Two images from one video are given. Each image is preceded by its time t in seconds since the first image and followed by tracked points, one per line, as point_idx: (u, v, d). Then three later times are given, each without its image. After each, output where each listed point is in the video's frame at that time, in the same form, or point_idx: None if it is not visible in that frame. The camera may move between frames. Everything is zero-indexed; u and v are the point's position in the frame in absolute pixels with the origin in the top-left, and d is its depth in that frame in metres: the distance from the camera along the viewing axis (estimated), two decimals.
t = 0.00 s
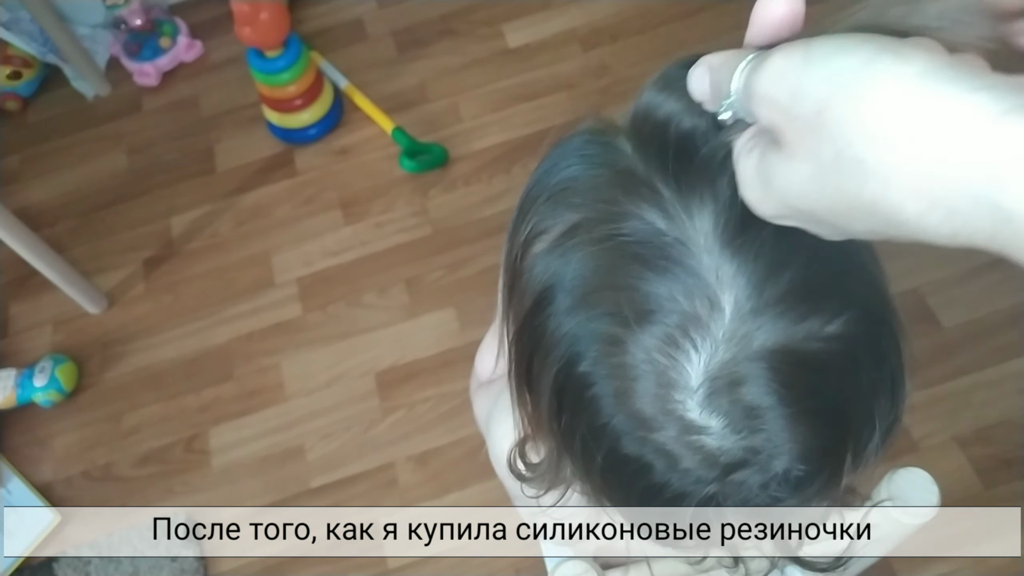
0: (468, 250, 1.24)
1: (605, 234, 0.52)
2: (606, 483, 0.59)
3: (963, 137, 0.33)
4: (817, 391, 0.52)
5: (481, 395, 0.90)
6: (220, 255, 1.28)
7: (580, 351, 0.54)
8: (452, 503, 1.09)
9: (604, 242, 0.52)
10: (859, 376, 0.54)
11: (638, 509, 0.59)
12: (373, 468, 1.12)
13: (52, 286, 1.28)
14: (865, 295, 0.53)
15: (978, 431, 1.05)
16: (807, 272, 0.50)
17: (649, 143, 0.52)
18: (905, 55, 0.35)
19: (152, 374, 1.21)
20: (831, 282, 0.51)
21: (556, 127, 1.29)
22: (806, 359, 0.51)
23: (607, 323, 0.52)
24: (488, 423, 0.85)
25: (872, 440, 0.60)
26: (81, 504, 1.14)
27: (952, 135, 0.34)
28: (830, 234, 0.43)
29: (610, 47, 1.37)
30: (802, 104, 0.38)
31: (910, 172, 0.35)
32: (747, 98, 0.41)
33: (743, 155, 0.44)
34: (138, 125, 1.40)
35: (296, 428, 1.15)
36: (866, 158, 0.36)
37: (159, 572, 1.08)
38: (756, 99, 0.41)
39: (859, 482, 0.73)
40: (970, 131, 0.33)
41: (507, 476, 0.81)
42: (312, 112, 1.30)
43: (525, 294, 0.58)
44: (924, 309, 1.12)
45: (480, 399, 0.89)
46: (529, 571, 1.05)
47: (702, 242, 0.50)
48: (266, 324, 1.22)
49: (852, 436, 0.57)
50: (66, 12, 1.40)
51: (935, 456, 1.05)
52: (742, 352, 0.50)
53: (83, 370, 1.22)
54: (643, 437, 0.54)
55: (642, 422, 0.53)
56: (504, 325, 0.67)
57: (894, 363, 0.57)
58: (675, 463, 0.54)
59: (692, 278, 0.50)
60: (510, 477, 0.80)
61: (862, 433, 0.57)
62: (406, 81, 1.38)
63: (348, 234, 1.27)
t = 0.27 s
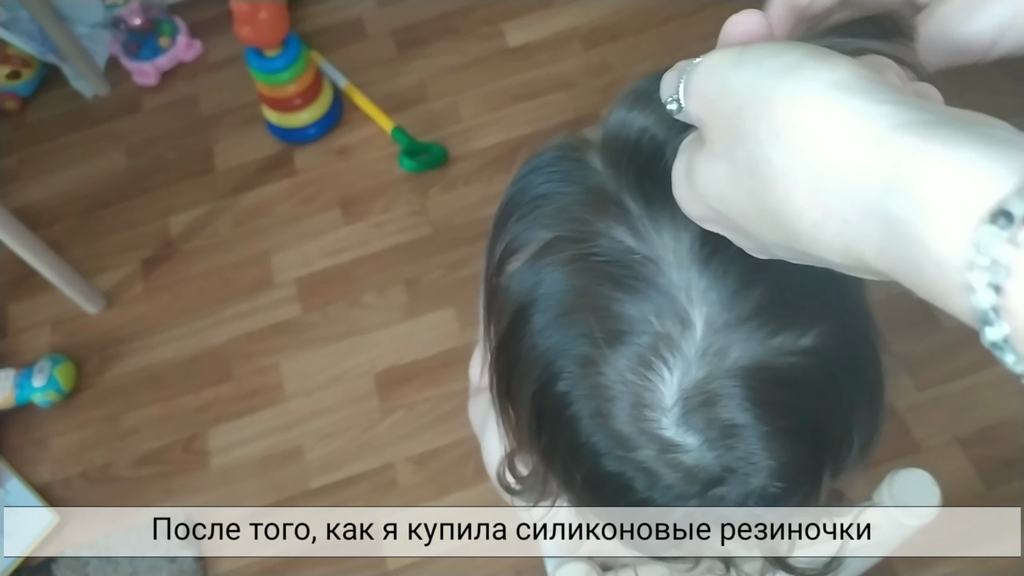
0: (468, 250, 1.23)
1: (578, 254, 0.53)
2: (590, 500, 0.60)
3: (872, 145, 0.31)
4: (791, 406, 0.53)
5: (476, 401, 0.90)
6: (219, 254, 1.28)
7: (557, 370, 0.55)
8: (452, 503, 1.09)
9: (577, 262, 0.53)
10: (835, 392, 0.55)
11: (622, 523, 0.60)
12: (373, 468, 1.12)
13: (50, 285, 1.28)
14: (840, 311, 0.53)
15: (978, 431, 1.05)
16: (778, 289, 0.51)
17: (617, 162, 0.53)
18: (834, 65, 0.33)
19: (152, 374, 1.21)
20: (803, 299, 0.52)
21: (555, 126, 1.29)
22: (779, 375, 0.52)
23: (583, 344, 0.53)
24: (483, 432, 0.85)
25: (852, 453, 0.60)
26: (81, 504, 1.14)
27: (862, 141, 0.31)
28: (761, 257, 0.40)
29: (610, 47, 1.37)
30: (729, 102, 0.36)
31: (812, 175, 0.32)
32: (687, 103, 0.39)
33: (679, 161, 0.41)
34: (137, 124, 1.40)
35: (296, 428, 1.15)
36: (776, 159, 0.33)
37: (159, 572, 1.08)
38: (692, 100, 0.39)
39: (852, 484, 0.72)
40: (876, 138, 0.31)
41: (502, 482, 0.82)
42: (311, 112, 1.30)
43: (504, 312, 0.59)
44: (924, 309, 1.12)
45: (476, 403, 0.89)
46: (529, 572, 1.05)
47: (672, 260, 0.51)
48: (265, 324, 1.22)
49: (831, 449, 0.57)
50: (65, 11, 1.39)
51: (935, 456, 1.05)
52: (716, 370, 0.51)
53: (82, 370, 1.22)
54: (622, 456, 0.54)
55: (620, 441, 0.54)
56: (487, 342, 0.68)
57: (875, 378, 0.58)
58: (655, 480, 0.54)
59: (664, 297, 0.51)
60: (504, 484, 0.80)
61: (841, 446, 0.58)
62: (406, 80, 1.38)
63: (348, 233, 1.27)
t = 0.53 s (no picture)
0: (468, 250, 1.23)
1: (565, 263, 0.53)
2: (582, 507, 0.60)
3: (855, 147, 0.31)
4: (778, 412, 0.53)
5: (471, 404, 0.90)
6: (220, 255, 1.28)
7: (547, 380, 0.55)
8: (452, 504, 1.09)
9: (564, 273, 0.53)
10: (822, 396, 0.55)
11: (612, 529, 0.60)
12: (373, 468, 1.12)
13: (51, 286, 1.28)
14: (824, 315, 0.54)
15: (978, 432, 1.05)
16: (762, 295, 0.51)
17: (603, 171, 0.53)
18: (821, 68, 0.33)
19: (152, 374, 1.21)
20: (787, 304, 0.52)
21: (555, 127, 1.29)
22: (766, 382, 0.52)
23: (571, 353, 0.53)
24: (476, 436, 0.85)
25: (840, 457, 0.60)
26: (81, 504, 1.14)
27: (846, 143, 0.31)
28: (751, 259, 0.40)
29: (610, 47, 1.37)
30: (717, 107, 0.36)
31: (796, 178, 0.32)
32: (677, 106, 0.40)
33: (671, 163, 0.42)
34: (138, 125, 1.40)
35: (296, 428, 1.15)
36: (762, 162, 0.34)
37: (159, 572, 1.08)
38: (682, 103, 0.39)
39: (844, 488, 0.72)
40: (859, 140, 0.31)
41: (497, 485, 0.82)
42: (312, 112, 1.30)
43: (493, 322, 0.58)
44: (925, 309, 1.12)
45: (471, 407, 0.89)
46: (529, 572, 1.05)
47: (659, 269, 0.51)
48: (265, 325, 1.22)
49: (818, 454, 0.57)
50: (66, 12, 1.40)
51: (935, 456, 1.04)
52: (703, 378, 0.51)
53: (83, 370, 1.22)
54: (613, 464, 0.54)
55: (610, 449, 0.54)
56: (477, 350, 0.68)
57: (861, 380, 0.58)
58: (646, 487, 0.54)
59: (650, 307, 0.51)
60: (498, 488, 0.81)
61: (829, 450, 0.58)
62: (406, 81, 1.38)
63: (348, 234, 1.27)
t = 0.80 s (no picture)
0: (468, 250, 1.23)
1: (571, 249, 0.53)
2: (581, 496, 0.60)
3: (865, 145, 0.31)
4: (781, 403, 0.53)
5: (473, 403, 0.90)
6: (220, 255, 1.28)
7: (549, 366, 0.55)
8: (452, 504, 1.09)
9: (569, 258, 0.53)
10: (826, 389, 0.55)
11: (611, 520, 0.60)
12: (373, 468, 1.12)
13: (51, 286, 1.28)
14: (830, 308, 0.54)
15: (978, 431, 1.05)
16: (768, 285, 0.51)
17: (614, 159, 0.54)
18: (837, 65, 0.33)
19: (152, 374, 1.21)
20: (794, 295, 0.52)
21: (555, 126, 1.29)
22: (770, 372, 0.52)
23: (574, 339, 0.53)
24: (478, 434, 0.85)
25: (842, 453, 0.60)
26: (81, 504, 1.14)
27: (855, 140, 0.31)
28: (753, 257, 0.40)
29: (610, 47, 1.37)
30: (732, 100, 0.36)
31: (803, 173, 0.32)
32: (692, 98, 0.40)
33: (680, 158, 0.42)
34: (138, 125, 1.40)
35: (296, 428, 1.15)
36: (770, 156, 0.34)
37: (159, 572, 1.08)
38: (697, 94, 0.39)
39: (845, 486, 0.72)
40: (869, 138, 0.31)
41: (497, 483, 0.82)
42: (312, 112, 1.30)
43: (496, 307, 0.58)
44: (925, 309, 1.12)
45: (473, 405, 0.89)
46: (529, 572, 1.05)
47: (664, 257, 0.51)
48: (265, 324, 1.22)
49: (821, 449, 0.57)
50: (66, 11, 1.40)
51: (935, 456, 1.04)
52: (706, 365, 0.51)
53: (83, 370, 1.22)
54: (614, 451, 0.54)
55: (611, 436, 0.54)
56: (479, 341, 0.68)
57: (864, 376, 0.58)
58: (647, 475, 0.54)
59: (655, 293, 0.51)
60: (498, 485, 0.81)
61: (832, 444, 0.58)
62: (406, 81, 1.38)
63: (348, 234, 1.27)
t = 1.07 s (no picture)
0: (468, 250, 1.23)
1: (587, 242, 0.53)
2: (590, 491, 0.59)
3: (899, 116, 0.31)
4: (796, 401, 0.53)
5: (477, 401, 0.90)
6: (220, 255, 1.28)
7: (563, 359, 0.55)
8: (452, 504, 1.09)
9: (586, 251, 0.53)
10: (841, 388, 0.55)
11: (620, 516, 0.60)
12: (373, 468, 1.12)
13: (51, 286, 1.28)
14: (847, 306, 0.54)
15: (978, 431, 1.05)
16: (786, 282, 0.51)
17: (634, 154, 0.54)
18: (882, 42, 0.34)
19: (152, 374, 1.21)
20: (812, 293, 0.52)
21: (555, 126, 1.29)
22: (786, 369, 0.52)
23: (590, 332, 0.53)
24: (483, 428, 0.85)
25: (853, 452, 0.60)
26: (81, 504, 1.14)
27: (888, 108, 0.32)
28: (778, 239, 0.41)
29: (610, 47, 1.37)
30: (776, 75, 0.37)
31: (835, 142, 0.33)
32: (737, 84, 0.40)
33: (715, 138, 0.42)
34: (138, 125, 1.40)
35: (296, 428, 1.15)
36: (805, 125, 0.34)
37: (159, 572, 1.08)
38: (742, 77, 0.40)
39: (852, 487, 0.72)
40: (907, 103, 0.31)
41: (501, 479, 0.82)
42: (312, 112, 1.30)
43: (509, 300, 0.58)
44: (924, 309, 1.12)
45: (477, 403, 0.89)
46: (529, 571, 1.05)
47: (682, 252, 0.51)
48: (265, 324, 1.22)
49: (833, 447, 0.57)
50: (66, 12, 1.40)
51: (935, 456, 1.05)
52: (722, 361, 0.51)
53: (83, 370, 1.22)
54: (626, 446, 0.54)
55: (625, 431, 0.54)
56: (490, 333, 0.68)
57: (879, 376, 0.58)
58: (658, 471, 0.54)
59: (672, 288, 0.51)
60: (503, 481, 0.81)
61: (843, 442, 0.58)
62: (406, 80, 1.38)
63: (348, 234, 1.27)
